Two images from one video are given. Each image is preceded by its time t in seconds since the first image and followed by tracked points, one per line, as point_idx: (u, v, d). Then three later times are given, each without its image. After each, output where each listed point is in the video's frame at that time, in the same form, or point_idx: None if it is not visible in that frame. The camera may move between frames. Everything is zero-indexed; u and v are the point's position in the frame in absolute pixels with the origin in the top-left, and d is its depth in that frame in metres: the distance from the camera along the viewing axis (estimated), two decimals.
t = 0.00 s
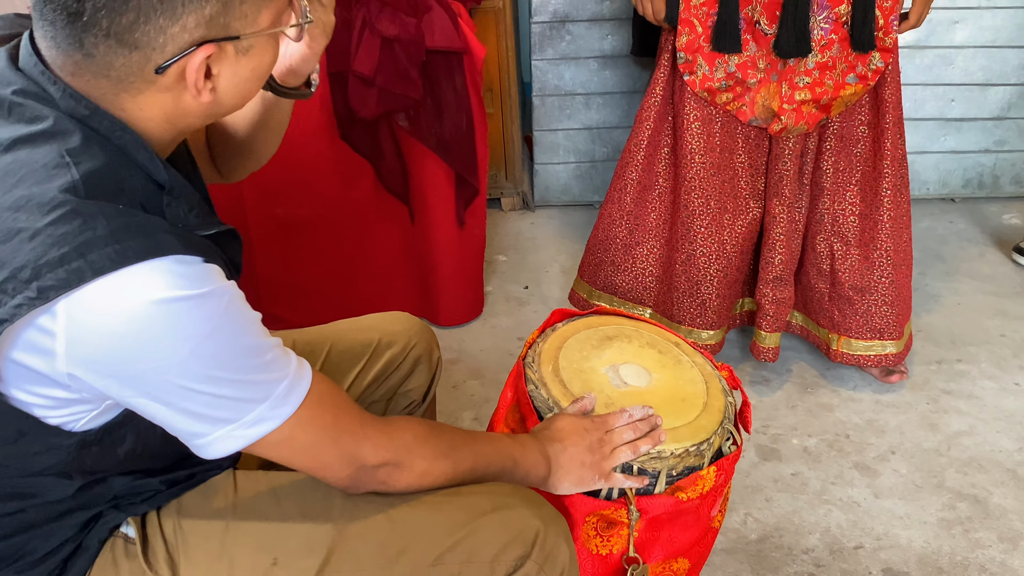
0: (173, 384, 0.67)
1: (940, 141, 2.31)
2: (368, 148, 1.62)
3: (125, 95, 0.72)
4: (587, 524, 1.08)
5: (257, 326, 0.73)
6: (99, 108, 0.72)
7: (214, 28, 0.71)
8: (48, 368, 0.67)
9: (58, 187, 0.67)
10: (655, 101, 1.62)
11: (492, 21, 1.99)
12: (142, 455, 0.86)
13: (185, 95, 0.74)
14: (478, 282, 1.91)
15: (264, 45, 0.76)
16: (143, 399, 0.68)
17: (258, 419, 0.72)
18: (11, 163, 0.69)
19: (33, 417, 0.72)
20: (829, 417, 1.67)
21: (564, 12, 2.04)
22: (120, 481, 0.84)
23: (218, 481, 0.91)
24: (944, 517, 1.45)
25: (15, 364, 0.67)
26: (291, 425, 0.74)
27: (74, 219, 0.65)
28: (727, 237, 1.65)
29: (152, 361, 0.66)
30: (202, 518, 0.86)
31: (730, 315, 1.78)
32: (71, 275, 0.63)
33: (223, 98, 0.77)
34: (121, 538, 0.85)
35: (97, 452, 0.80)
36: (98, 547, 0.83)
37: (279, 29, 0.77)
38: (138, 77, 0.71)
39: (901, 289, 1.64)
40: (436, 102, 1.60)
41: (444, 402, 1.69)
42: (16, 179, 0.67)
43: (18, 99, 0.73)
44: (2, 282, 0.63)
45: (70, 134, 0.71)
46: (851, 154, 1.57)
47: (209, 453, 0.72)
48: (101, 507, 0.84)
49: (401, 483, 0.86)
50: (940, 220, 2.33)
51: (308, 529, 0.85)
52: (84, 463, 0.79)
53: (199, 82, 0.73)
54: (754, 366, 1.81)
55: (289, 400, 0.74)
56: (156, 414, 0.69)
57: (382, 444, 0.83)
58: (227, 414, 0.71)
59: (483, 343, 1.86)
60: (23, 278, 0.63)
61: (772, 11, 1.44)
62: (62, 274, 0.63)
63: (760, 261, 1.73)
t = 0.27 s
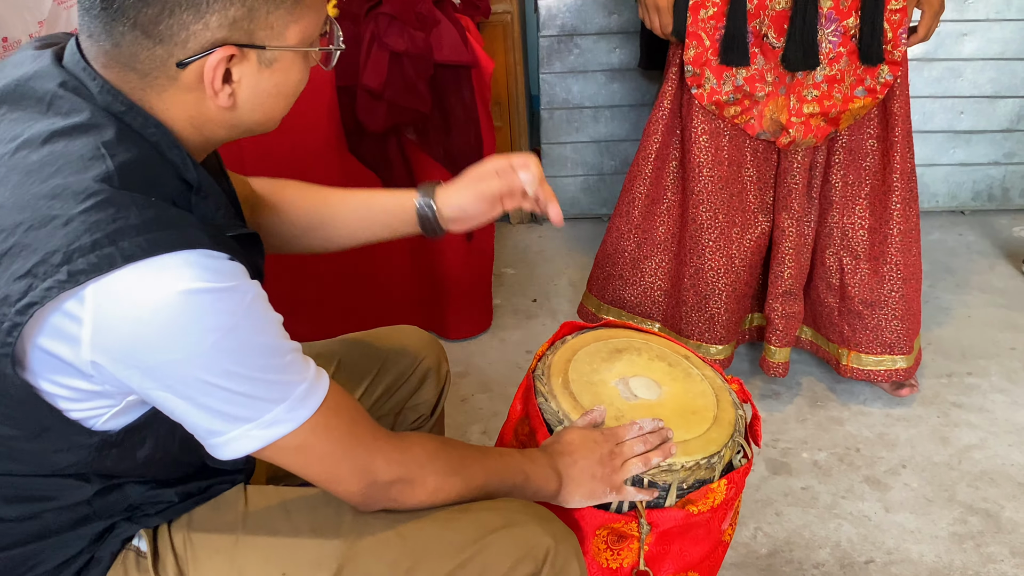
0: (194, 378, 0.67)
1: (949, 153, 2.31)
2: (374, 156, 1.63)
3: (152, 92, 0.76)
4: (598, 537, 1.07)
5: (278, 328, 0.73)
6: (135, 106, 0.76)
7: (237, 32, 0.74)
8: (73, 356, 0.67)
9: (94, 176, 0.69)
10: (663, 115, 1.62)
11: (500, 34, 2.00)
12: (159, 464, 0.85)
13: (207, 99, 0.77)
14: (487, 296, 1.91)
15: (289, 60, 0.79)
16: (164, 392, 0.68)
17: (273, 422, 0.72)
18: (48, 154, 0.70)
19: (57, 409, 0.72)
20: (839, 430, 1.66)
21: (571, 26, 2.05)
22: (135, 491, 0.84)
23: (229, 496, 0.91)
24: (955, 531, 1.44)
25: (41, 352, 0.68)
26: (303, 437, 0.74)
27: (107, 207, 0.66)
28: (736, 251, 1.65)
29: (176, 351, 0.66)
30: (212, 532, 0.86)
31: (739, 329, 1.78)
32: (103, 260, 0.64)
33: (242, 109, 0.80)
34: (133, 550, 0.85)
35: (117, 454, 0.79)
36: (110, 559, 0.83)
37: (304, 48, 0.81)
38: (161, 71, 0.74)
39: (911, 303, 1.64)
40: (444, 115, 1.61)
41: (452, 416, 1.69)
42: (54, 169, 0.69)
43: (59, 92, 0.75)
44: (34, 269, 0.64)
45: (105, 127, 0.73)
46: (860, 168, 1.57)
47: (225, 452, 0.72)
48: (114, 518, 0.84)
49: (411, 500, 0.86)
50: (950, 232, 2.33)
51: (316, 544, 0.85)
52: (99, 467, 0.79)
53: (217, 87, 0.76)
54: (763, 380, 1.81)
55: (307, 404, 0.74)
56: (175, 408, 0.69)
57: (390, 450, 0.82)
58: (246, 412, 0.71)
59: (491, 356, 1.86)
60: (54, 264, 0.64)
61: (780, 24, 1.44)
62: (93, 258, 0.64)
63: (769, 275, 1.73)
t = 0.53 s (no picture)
0: (240, 354, 0.67)
1: (956, 168, 2.31)
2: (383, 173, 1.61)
3: (223, 78, 0.79)
4: (611, 539, 1.07)
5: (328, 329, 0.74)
6: (210, 92, 0.79)
7: (305, 20, 0.77)
8: (128, 317, 0.68)
9: (176, 150, 0.73)
10: (670, 130, 1.62)
11: (507, 48, 2.01)
12: (196, 458, 0.87)
13: (276, 88, 0.80)
14: (492, 311, 1.92)
15: (353, 56, 0.82)
16: (205, 368, 0.68)
17: (301, 418, 0.71)
18: (130, 131, 0.74)
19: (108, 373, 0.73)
20: (847, 445, 1.66)
21: (578, 41, 2.06)
22: (161, 494, 0.85)
23: (242, 510, 0.91)
24: (965, 546, 1.44)
25: (99, 310, 0.69)
26: (324, 446, 0.73)
27: (185, 177, 0.70)
28: (744, 266, 1.65)
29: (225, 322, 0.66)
30: (226, 547, 0.87)
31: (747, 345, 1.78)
32: (173, 220, 0.66)
33: (308, 104, 0.83)
34: (150, 561, 0.86)
35: (159, 438, 0.81)
36: (129, 566, 0.84)
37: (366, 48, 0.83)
38: (235, 57, 0.78)
39: (919, 318, 1.64)
40: (451, 129, 1.61)
41: (459, 431, 1.69)
42: (134, 143, 0.72)
43: (144, 78, 0.80)
44: (108, 225, 0.67)
45: (180, 108, 0.77)
46: (867, 182, 1.57)
47: (251, 442, 0.71)
48: (134, 524, 0.85)
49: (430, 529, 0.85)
50: (957, 247, 2.33)
51: (328, 564, 0.85)
52: (137, 450, 0.81)
53: (285, 74, 0.79)
54: (771, 395, 1.81)
55: (341, 409, 0.73)
56: (213, 387, 0.69)
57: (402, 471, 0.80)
58: (283, 401, 0.70)
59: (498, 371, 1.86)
60: (127, 222, 0.66)
61: (787, 39, 1.45)
62: (165, 217, 0.66)
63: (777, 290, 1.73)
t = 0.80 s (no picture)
0: (318, 330, 0.70)
1: (960, 181, 2.31)
2: (388, 187, 1.61)
3: (300, 80, 0.85)
4: (624, 537, 1.06)
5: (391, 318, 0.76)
6: (285, 93, 0.85)
7: (381, 27, 0.84)
8: (209, 299, 0.72)
9: (255, 142, 0.77)
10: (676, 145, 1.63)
11: (511, 64, 2.02)
12: (252, 452, 0.92)
13: (350, 92, 0.86)
14: (499, 324, 1.93)
15: (419, 64, 0.89)
16: (281, 349, 0.70)
17: (374, 399, 0.73)
18: (209, 125, 0.79)
19: (183, 355, 0.77)
20: (853, 459, 1.66)
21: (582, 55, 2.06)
22: (203, 499, 0.89)
23: (265, 522, 0.95)
24: (971, 561, 1.43)
25: (181, 294, 0.73)
26: (361, 445, 0.74)
27: (264, 167, 0.75)
28: (750, 280, 1.65)
29: (301, 302, 0.69)
30: (248, 555, 0.90)
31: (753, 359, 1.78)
32: (254, 204, 0.70)
33: (377, 108, 0.88)
34: (179, 566, 0.88)
35: (218, 428, 0.85)
36: (161, 568, 0.86)
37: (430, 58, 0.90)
38: (315, 59, 0.83)
39: (925, 332, 1.64)
40: (456, 142, 1.62)
41: (465, 444, 1.69)
42: (214, 136, 0.77)
43: (221, 79, 0.85)
44: (193, 211, 0.72)
45: (258, 106, 0.82)
46: (873, 197, 1.58)
47: (322, 428, 0.73)
48: (174, 526, 0.88)
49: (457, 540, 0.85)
50: (962, 260, 2.33)
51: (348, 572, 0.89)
52: (192, 445, 0.85)
53: (360, 77, 0.84)
54: (777, 410, 1.80)
55: (407, 393, 0.75)
56: (286, 370, 0.71)
57: (421, 465, 0.77)
58: (354, 383, 0.72)
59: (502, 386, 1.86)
60: (212, 207, 0.71)
61: (792, 54, 1.46)
62: (247, 202, 0.71)
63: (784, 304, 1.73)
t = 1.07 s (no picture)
0: (337, 343, 0.71)
1: (961, 194, 2.31)
2: (390, 201, 1.62)
3: (324, 107, 0.85)
4: (630, 540, 1.04)
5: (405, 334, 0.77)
6: (301, 111, 0.84)
7: (400, 45, 0.85)
8: (231, 311, 0.72)
9: (274, 158, 0.77)
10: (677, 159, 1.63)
11: (513, 76, 2.04)
12: (265, 468, 0.91)
13: (374, 108, 0.87)
14: (499, 338, 1.92)
15: (436, 65, 0.89)
16: (301, 362, 0.71)
17: (388, 415, 0.73)
18: (228, 139, 0.79)
19: (200, 369, 0.77)
20: (855, 471, 1.66)
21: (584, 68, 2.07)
22: (212, 511, 0.89)
23: (271, 533, 0.95)
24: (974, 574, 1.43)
25: (200, 308, 0.73)
26: (374, 456, 0.75)
27: (283, 183, 0.75)
28: (753, 293, 1.65)
29: (323, 314, 0.70)
30: (249, 568, 0.90)
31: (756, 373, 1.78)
32: (275, 221, 0.71)
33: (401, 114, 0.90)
34: None
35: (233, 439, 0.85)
36: None
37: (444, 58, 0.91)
38: (340, 90, 0.84)
39: (928, 344, 1.64)
40: (458, 156, 1.63)
41: (466, 456, 1.69)
42: (233, 152, 0.77)
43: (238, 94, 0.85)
44: (214, 227, 0.72)
45: (277, 122, 0.82)
46: (876, 209, 1.58)
47: (337, 440, 0.73)
48: (181, 537, 0.88)
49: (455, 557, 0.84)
50: (964, 273, 2.33)
51: None
52: (204, 458, 0.85)
53: (387, 95, 0.86)
54: (779, 421, 1.80)
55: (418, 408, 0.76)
56: (305, 384, 0.72)
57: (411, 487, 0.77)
58: (369, 398, 0.73)
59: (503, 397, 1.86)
60: (233, 224, 0.71)
61: (795, 67, 1.46)
62: (268, 219, 0.71)
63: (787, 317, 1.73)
